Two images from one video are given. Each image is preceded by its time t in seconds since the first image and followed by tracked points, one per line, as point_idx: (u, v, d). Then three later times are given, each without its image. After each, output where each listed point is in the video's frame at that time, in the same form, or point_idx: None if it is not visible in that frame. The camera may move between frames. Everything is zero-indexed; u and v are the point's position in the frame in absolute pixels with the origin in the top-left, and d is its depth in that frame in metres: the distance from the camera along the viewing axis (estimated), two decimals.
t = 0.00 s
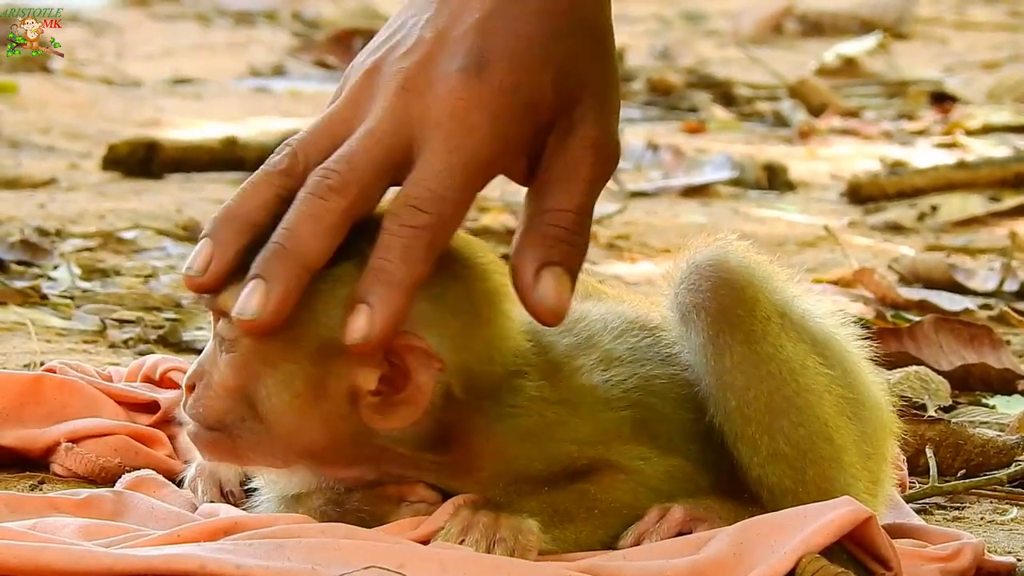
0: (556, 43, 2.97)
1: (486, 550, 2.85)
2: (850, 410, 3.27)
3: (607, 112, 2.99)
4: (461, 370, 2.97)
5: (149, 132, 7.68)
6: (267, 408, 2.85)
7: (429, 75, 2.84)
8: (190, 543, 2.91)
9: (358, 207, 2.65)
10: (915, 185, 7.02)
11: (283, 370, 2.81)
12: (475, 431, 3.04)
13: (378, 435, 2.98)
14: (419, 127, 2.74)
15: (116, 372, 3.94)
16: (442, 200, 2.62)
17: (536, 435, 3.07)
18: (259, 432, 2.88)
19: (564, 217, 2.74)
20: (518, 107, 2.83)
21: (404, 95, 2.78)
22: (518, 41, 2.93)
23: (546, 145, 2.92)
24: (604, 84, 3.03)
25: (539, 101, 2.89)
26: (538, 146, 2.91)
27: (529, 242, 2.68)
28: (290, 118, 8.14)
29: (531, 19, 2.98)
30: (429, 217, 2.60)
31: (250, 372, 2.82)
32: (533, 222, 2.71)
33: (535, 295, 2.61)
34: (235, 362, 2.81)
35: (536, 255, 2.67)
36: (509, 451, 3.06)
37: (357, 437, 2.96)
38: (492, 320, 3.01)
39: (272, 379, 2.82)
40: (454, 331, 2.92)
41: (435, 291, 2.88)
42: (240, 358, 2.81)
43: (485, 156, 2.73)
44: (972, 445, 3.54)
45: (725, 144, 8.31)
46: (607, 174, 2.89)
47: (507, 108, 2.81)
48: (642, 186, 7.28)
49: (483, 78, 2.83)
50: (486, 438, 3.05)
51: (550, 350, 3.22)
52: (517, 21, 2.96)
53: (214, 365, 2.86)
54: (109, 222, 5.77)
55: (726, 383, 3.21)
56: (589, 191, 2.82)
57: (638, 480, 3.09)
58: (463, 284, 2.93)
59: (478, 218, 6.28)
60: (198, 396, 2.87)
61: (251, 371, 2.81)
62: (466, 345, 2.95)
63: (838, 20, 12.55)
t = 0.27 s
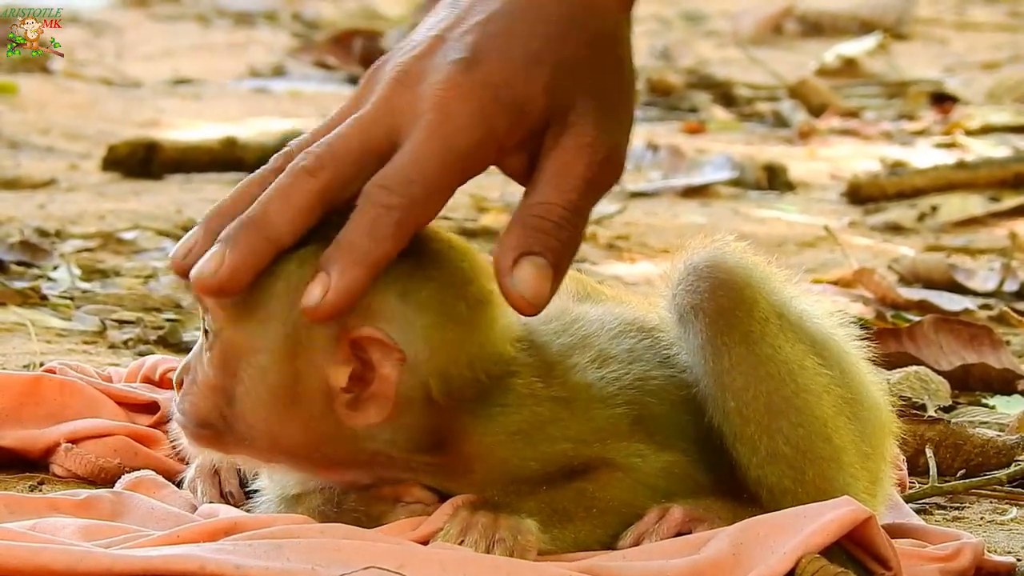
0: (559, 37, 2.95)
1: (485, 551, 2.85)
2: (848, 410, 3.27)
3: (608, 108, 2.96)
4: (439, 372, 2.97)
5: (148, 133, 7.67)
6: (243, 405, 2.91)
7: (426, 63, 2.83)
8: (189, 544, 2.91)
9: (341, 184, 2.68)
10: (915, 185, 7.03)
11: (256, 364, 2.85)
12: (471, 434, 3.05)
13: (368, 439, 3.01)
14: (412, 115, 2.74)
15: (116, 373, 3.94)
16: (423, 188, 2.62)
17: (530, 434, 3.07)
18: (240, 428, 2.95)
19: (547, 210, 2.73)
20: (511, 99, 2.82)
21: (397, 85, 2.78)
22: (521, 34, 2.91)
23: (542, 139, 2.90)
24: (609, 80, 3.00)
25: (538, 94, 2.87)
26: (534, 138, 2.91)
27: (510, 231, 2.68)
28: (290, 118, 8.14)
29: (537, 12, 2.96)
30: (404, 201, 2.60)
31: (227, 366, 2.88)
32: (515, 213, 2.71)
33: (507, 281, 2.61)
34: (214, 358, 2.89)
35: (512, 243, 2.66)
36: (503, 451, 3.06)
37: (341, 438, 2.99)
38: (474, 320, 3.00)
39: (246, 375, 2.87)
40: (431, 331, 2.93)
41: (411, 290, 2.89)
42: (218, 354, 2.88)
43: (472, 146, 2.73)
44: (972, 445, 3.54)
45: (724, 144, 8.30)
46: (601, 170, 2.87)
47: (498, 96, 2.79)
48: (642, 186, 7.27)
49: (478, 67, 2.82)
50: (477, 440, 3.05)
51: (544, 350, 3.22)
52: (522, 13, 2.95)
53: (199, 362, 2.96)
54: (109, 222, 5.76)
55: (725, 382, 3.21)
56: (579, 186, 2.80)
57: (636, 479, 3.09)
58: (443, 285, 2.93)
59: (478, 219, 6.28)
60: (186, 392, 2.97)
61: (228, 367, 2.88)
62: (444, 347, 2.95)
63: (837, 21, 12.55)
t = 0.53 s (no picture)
0: (641, 62, 3.07)
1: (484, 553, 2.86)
2: (847, 412, 3.28)
3: (689, 133, 3.04)
4: (431, 372, 2.96)
5: (146, 134, 7.66)
6: (233, 389, 2.91)
7: (507, 70, 3.00)
8: (188, 545, 2.91)
9: (401, 162, 2.85)
10: (914, 187, 7.05)
11: (247, 345, 2.86)
12: (468, 437, 3.06)
13: (360, 432, 2.99)
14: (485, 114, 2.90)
15: (114, 374, 3.94)
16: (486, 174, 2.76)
17: (526, 433, 3.07)
18: (229, 414, 2.95)
19: (613, 214, 2.80)
20: (583, 105, 2.94)
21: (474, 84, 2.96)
22: (605, 54, 3.04)
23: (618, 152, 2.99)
24: (692, 107, 3.09)
25: (613, 107, 2.98)
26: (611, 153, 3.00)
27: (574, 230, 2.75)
28: (289, 121, 8.14)
29: (626, 40, 3.09)
30: (464, 178, 2.72)
31: (219, 346, 2.89)
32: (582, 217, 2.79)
33: (562, 280, 2.68)
34: (205, 340, 2.91)
35: (574, 243, 2.73)
36: (501, 452, 3.06)
37: (331, 429, 2.97)
38: (474, 329, 3.01)
39: (236, 358, 2.88)
40: (422, 327, 2.91)
41: (404, 281, 2.89)
42: (212, 331, 2.89)
43: (539, 144, 2.85)
44: (970, 447, 3.54)
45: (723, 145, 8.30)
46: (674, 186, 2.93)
47: (569, 102, 2.92)
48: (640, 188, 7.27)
49: (554, 74, 2.96)
50: (472, 441, 3.06)
51: (544, 353, 3.23)
52: (609, 37, 3.09)
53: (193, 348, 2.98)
54: (108, 224, 5.76)
55: (723, 383, 3.21)
56: (648, 197, 2.87)
57: (634, 480, 3.08)
58: (441, 284, 2.93)
59: (477, 221, 6.28)
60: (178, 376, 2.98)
61: (219, 351, 2.90)
62: (435, 345, 2.94)
63: (835, 23, 12.57)
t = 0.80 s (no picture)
0: (699, 57, 3.08)
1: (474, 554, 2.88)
2: (840, 413, 3.27)
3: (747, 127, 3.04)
4: (424, 366, 2.96)
5: (140, 135, 7.67)
6: (227, 399, 3.00)
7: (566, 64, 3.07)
8: (180, 546, 2.92)
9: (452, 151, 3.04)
10: (906, 189, 7.00)
11: (241, 356, 2.96)
12: (457, 437, 3.05)
13: (353, 433, 3.06)
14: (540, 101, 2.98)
15: (106, 375, 3.93)
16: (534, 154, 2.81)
17: (514, 431, 3.06)
18: (223, 423, 3.03)
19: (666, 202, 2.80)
20: (639, 93, 2.95)
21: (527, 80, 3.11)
22: (663, 47, 3.06)
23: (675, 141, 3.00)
24: (751, 102, 3.10)
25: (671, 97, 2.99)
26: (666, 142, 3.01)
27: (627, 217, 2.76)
28: (282, 121, 8.15)
29: (686, 34, 3.12)
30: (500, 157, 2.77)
31: (213, 357, 2.98)
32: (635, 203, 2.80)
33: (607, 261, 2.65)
34: (196, 353, 3.00)
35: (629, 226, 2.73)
36: (490, 453, 3.05)
37: (326, 433, 3.05)
38: (462, 323, 3.00)
39: (230, 370, 2.98)
40: (416, 327, 2.93)
41: (392, 279, 2.92)
42: (204, 342, 2.98)
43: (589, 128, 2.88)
44: (962, 448, 3.53)
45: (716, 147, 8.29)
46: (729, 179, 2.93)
47: (628, 90, 2.94)
48: (632, 190, 7.27)
49: (612, 63, 2.99)
50: (460, 441, 3.05)
51: (533, 352, 3.20)
52: (670, 33, 3.11)
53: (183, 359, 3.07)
54: (99, 225, 5.76)
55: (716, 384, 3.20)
56: (703, 186, 2.87)
57: (626, 481, 3.08)
58: (428, 280, 2.94)
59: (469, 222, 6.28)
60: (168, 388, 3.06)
61: (212, 363, 2.99)
62: (427, 343, 2.95)
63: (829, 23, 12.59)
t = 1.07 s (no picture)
0: (687, 69, 3.10)
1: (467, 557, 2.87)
2: (832, 416, 3.27)
3: (740, 138, 3.04)
4: (415, 370, 3.02)
5: (132, 137, 7.68)
6: (217, 412, 3.04)
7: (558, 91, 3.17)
8: (173, 549, 2.92)
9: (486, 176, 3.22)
10: (898, 191, 7.04)
11: (230, 372, 3.00)
12: (449, 439, 3.06)
13: (343, 440, 3.08)
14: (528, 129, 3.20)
15: (99, 378, 3.93)
16: (493, 183, 3.08)
17: (507, 432, 3.05)
18: (215, 434, 3.07)
19: (647, 225, 2.84)
20: (615, 114, 3.04)
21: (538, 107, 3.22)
22: (648, 64, 3.10)
23: (660, 158, 3.03)
24: (746, 111, 3.09)
25: (649, 113, 3.03)
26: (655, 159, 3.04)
27: (609, 244, 2.81)
28: (274, 123, 8.17)
29: (673, 48, 3.14)
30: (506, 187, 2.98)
31: (202, 372, 3.03)
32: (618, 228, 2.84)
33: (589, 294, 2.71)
34: (188, 365, 3.04)
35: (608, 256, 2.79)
36: (483, 455, 3.04)
37: (317, 440, 3.08)
38: (452, 323, 3.04)
39: (220, 385, 3.02)
40: (405, 331, 3.00)
41: (379, 287, 2.99)
42: (191, 358, 3.03)
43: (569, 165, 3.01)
44: (955, 451, 3.53)
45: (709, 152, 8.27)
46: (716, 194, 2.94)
47: (597, 110, 3.05)
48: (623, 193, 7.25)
49: (592, 84, 3.10)
50: (452, 442, 3.06)
51: (524, 352, 3.19)
52: (656, 48, 3.15)
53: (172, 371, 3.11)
54: (92, 226, 5.77)
55: (709, 387, 3.20)
56: (684, 205, 2.89)
57: (618, 483, 3.07)
58: (416, 283, 3.02)
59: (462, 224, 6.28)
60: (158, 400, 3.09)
61: (202, 377, 3.03)
62: (417, 345, 3.01)
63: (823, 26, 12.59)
